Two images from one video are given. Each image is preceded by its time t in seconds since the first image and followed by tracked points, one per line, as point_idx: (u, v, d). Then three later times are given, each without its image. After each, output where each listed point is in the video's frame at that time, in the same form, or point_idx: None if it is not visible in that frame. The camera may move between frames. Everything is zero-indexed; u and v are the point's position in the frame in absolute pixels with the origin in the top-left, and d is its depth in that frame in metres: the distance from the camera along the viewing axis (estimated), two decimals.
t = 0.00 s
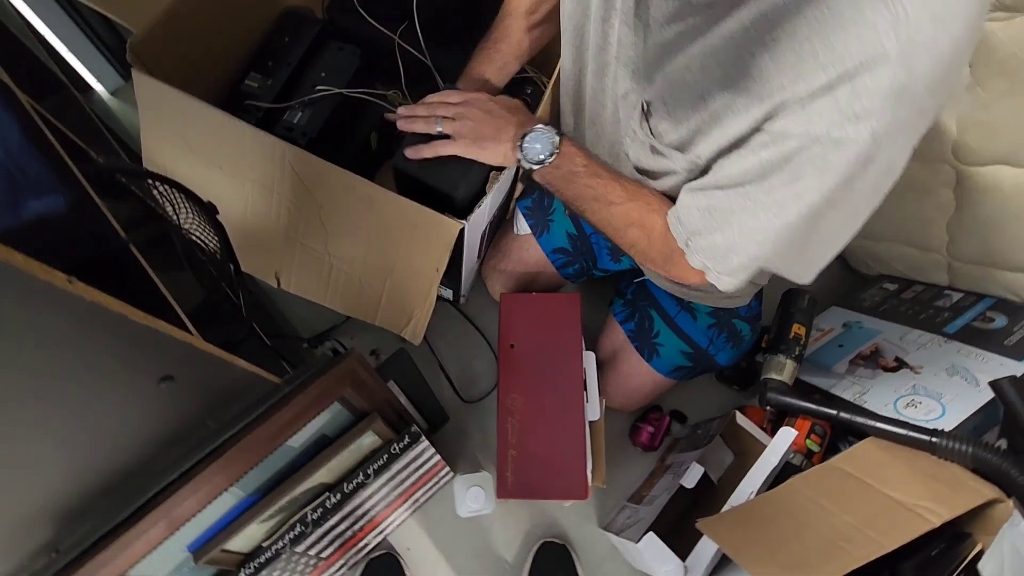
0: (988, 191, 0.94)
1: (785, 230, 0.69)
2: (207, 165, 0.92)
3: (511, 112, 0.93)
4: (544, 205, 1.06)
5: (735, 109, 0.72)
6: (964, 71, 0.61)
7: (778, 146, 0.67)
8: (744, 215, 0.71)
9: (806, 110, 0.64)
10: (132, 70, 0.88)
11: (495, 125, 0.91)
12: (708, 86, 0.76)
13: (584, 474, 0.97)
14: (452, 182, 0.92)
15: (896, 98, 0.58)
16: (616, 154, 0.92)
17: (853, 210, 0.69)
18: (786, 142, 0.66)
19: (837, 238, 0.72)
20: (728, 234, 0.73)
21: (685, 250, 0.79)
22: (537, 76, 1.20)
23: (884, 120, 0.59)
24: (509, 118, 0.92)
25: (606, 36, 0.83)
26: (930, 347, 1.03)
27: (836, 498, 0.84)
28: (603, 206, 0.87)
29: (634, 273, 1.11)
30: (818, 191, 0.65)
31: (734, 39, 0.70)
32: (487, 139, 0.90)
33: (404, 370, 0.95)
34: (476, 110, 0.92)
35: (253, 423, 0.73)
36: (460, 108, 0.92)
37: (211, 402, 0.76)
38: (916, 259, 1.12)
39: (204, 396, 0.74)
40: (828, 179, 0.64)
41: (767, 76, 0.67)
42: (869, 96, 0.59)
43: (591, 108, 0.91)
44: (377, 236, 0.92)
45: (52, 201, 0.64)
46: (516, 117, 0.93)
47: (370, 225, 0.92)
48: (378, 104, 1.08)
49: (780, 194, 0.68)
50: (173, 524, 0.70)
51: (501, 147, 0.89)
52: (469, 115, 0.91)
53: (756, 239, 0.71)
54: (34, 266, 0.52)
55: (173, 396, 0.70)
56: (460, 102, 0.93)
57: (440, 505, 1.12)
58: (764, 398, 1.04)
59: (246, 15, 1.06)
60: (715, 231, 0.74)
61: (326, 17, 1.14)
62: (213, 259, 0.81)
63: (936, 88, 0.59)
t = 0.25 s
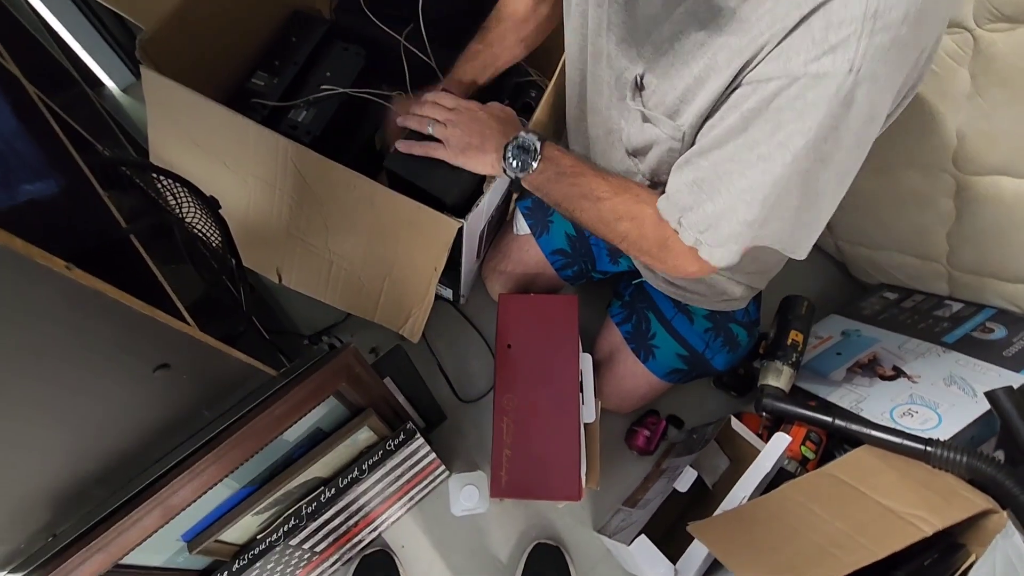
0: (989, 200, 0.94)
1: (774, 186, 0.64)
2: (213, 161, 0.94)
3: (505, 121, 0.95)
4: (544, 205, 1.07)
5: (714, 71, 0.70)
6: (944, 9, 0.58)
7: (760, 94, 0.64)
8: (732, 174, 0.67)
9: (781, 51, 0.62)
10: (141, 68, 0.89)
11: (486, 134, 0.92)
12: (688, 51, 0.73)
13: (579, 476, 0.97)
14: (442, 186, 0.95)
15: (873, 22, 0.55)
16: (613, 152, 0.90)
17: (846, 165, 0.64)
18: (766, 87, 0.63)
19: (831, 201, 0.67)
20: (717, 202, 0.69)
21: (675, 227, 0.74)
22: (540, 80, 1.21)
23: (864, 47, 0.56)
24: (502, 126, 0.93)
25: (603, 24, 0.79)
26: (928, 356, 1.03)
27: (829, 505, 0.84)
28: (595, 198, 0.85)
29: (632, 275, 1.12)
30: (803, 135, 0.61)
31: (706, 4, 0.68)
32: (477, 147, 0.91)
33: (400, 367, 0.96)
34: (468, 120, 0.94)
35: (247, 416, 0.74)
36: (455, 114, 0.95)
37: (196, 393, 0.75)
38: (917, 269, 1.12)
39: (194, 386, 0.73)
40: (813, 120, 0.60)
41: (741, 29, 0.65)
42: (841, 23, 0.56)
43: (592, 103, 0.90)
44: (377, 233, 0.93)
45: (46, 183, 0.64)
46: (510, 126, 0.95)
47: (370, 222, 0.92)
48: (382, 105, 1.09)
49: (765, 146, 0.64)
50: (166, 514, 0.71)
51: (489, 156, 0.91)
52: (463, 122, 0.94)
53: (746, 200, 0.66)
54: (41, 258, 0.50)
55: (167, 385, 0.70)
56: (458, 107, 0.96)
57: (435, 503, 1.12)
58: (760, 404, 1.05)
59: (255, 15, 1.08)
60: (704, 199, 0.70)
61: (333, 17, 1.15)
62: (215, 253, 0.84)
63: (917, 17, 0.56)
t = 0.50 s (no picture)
0: (993, 210, 0.93)
1: (787, 174, 0.64)
2: (222, 157, 0.95)
3: (520, 125, 0.96)
4: (548, 206, 1.08)
5: (715, 67, 0.69)
6: None
7: (762, 88, 0.63)
8: (745, 167, 0.67)
9: (781, 43, 0.61)
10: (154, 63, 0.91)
11: (498, 138, 0.94)
12: (692, 48, 0.72)
13: (576, 476, 0.98)
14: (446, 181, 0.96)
15: (868, 7, 0.55)
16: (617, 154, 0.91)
17: (862, 149, 0.63)
18: (767, 80, 0.62)
19: (849, 186, 0.67)
20: (733, 194, 0.69)
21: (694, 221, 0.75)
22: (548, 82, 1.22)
23: (862, 32, 0.56)
24: (516, 130, 0.94)
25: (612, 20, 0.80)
26: (930, 366, 1.02)
27: (826, 512, 0.84)
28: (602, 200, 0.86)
29: (635, 278, 1.12)
30: (811, 124, 0.60)
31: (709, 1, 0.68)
32: (489, 150, 0.93)
33: (401, 363, 0.96)
34: (485, 123, 0.95)
35: (247, 406, 0.75)
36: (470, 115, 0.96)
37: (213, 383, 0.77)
38: (922, 278, 1.11)
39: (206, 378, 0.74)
40: (818, 108, 0.60)
41: (740, 23, 0.65)
42: (839, 9, 0.56)
43: (593, 104, 0.92)
44: (381, 229, 0.94)
45: (50, 164, 0.59)
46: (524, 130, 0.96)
47: (375, 218, 0.93)
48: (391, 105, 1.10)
49: (773, 136, 0.64)
50: (167, 500, 0.72)
51: (501, 160, 0.92)
52: (477, 125, 0.95)
53: (758, 191, 0.67)
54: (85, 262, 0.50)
55: (183, 377, 0.71)
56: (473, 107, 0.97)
57: (434, 501, 1.13)
58: (760, 410, 1.05)
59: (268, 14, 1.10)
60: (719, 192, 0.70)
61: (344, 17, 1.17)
62: (221, 246, 0.86)
63: None
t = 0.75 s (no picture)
0: (999, 218, 0.93)
1: (795, 170, 0.64)
2: (227, 153, 0.96)
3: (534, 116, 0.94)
4: (550, 206, 1.08)
5: (726, 66, 0.69)
6: None
7: (773, 85, 0.63)
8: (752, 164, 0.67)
9: (793, 40, 0.61)
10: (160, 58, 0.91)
11: (511, 130, 0.92)
12: (700, 47, 0.72)
13: (574, 478, 0.98)
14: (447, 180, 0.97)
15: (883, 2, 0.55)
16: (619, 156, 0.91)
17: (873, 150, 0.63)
18: (778, 77, 0.62)
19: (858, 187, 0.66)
20: (737, 189, 0.69)
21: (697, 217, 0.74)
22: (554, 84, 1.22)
23: (875, 28, 0.56)
24: (529, 121, 0.92)
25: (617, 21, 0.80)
26: (932, 374, 1.01)
27: (822, 518, 0.83)
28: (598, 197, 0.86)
29: (637, 281, 1.12)
30: (820, 120, 0.60)
31: None
32: (501, 143, 0.92)
33: (400, 361, 0.96)
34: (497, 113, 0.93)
35: (245, 400, 0.75)
36: (484, 104, 0.94)
37: (213, 377, 0.77)
38: (927, 285, 1.11)
39: (206, 372, 0.75)
40: (829, 104, 0.59)
41: (751, 20, 0.65)
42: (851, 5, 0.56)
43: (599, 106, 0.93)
44: (383, 227, 0.95)
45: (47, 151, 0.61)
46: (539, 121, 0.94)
47: (377, 216, 0.94)
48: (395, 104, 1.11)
49: (781, 133, 0.63)
50: (164, 492, 0.72)
51: (513, 154, 0.91)
52: (490, 114, 0.93)
53: (764, 186, 0.66)
54: (89, 254, 0.50)
55: (184, 372, 0.72)
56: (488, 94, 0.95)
57: (431, 499, 1.13)
58: (759, 415, 1.04)
59: (275, 12, 1.10)
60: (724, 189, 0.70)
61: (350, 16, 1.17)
62: (223, 240, 0.87)
63: None
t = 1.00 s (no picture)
0: (1007, 227, 0.92)
1: (835, 170, 0.63)
2: (230, 147, 0.96)
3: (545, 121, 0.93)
4: (552, 208, 1.08)
5: (750, 67, 0.68)
6: None
7: (806, 86, 0.62)
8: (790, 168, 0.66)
9: (827, 40, 0.60)
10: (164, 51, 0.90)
11: (525, 138, 0.91)
12: (721, 47, 0.71)
13: (571, 480, 0.97)
14: (450, 180, 0.97)
15: None
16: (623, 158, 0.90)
17: (912, 144, 0.62)
18: (810, 77, 0.61)
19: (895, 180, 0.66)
20: (778, 192, 0.68)
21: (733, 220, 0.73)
22: (559, 85, 1.22)
23: (915, 26, 0.55)
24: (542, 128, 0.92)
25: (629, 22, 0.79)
26: (935, 384, 1.01)
27: (820, 526, 0.82)
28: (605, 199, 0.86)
29: (638, 284, 1.12)
30: (860, 119, 0.60)
31: None
32: (516, 153, 0.91)
33: (398, 359, 0.96)
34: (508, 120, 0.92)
35: (242, 396, 0.75)
36: (493, 112, 0.93)
37: (211, 372, 0.77)
38: (931, 294, 1.10)
39: (204, 366, 0.75)
40: (869, 103, 0.59)
41: (779, 19, 0.64)
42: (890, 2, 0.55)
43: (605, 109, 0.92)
44: (385, 225, 0.94)
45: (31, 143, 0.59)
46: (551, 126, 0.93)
47: (380, 214, 0.93)
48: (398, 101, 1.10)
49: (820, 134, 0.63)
50: (159, 486, 0.72)
51: (531, 162, 0.91)
52: (501, 123, 0.92)
53: (806, 188, 0.65)
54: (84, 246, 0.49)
55: (181, 367, 0.72)
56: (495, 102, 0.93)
57: (428, 498, 1.13)
58: (760, 421, 1.04)
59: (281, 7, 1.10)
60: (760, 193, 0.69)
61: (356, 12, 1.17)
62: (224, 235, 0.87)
63: None
